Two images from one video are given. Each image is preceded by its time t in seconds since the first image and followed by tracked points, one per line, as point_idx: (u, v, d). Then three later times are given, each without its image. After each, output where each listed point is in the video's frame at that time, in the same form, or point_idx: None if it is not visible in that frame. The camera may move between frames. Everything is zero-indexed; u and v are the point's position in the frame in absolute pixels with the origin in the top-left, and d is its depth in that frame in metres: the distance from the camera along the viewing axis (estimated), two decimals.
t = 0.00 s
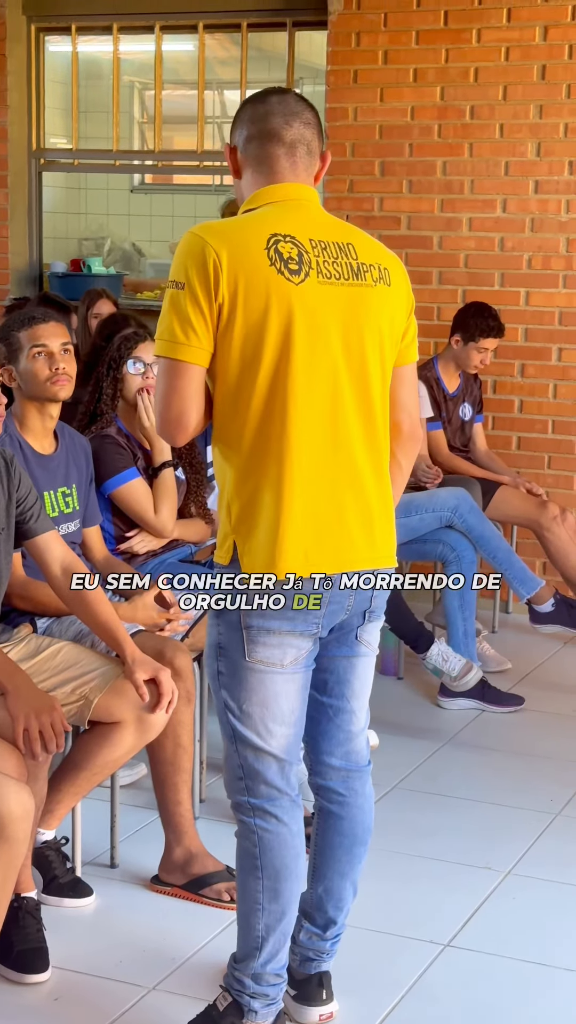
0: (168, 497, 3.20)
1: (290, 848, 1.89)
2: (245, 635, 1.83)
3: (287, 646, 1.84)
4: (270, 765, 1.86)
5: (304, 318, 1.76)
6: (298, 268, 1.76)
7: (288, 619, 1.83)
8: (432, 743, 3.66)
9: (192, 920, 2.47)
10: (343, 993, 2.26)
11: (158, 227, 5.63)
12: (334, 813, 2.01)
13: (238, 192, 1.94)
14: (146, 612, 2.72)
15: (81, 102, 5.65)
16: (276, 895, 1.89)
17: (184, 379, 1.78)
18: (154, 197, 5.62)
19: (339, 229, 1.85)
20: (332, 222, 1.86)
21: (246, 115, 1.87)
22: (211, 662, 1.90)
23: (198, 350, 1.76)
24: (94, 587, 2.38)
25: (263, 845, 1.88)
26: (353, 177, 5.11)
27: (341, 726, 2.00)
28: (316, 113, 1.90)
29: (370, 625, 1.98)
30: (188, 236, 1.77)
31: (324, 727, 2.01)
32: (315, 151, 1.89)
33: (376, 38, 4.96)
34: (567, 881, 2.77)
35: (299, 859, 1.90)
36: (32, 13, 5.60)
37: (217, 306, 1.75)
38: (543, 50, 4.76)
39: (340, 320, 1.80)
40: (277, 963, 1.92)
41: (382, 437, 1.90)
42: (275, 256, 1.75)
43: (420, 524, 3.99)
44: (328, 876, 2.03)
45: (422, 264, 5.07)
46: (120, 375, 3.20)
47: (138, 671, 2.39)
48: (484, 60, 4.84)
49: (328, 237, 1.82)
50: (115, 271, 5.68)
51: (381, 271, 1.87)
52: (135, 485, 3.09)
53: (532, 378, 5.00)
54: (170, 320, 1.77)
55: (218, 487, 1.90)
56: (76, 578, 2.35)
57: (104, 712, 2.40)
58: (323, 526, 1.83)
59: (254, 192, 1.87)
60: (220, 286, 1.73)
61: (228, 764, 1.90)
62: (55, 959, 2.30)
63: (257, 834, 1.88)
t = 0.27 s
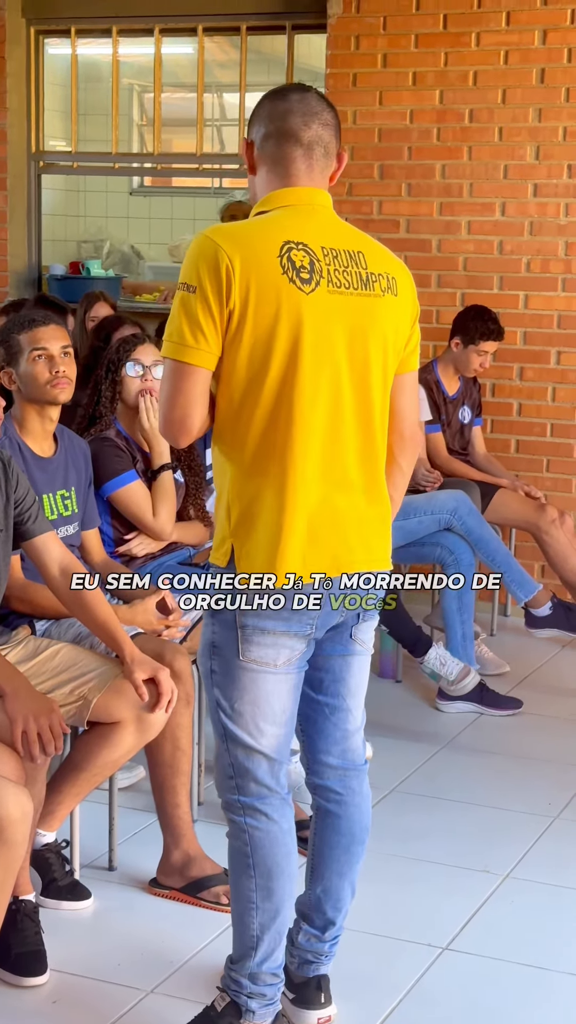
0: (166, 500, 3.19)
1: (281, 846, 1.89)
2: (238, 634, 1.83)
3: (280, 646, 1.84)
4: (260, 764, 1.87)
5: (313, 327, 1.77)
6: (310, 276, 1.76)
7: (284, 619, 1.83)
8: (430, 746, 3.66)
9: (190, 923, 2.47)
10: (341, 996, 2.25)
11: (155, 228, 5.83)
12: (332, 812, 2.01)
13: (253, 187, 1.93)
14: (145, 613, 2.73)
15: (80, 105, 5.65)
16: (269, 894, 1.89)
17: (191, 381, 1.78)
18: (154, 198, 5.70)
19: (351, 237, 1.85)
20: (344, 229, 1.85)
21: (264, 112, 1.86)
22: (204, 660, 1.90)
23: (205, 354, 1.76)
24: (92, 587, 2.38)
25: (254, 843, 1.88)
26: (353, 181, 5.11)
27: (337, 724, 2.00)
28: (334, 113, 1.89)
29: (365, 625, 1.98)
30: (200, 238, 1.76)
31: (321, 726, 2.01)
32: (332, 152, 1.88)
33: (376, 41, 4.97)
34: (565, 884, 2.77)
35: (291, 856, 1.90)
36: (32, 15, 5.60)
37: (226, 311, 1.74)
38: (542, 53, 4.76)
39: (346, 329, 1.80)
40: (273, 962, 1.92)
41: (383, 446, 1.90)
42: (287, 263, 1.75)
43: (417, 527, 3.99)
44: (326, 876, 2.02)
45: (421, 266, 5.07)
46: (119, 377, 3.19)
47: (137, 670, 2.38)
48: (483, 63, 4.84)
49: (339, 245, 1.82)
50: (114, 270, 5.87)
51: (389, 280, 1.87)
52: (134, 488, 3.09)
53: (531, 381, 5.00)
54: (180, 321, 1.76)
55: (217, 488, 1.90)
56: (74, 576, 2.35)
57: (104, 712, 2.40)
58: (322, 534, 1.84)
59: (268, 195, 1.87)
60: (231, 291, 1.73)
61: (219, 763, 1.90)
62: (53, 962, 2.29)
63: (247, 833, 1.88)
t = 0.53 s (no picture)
0: (166, 503, 3.20)
1: (272, 845, 1.88)
2: (228, 635, 1.84)
3: (269, 648, 1.85)
4: (248, 764, 1.87)
5: (314, 336, 1.76)
6: (315, 286, 1.76)
7: (271, 624, 1.84)
8: (429, 749, 3.66)
9: (189, 927, 2.46)
10: (341, 1000, 2.25)
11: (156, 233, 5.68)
12: (330, 814, 2.01)
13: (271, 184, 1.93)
14: (143, 617, 2.70)
15: (79, 108, 5.65)
16: (261, 893, 1.89)
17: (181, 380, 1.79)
18: (152, 201, 5.66)
19: (363, 246, 1.85)
20: (355, 238, 1.85)
21: (287, 112, 1.84)
22: (195, 661, 1.91)
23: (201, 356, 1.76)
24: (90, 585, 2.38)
25: (244, 843, 1.88)
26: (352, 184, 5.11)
27: (334, 726, 1.99)
28: (357, 115, 1.88)
29: (359, 628, 1.98)
30: (206, 241, 1.75)
31: (318, 728, 2.00)
32: (353, 155, 1.87)
33: (375, 45, 4.97)
34: (564, 888, 2.76)
35: (282, 854, 1.90)
36: (31, 18, 5.60)
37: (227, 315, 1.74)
38: (541, 57, 4.77)
39: (348, 338, 1.80)
40: (268, 962, 1.92)
41: (379, 457, 1.90)
42: (293, 271, 1.74)
43: (417, 530, 3.99)
44: (324, 878, 2.02)
45: (420, 270, 5.07)
46: (118, 380, 3.17)
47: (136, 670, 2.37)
48: (482, 67, 4.84)
49: (348, 253, 1.82)
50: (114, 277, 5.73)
51: (401, 290, 1.88)
52: (133, 491, 3.08)
53: (530, 385, 5.01)
54: (173, 321, 1.76)
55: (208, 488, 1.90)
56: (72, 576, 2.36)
57: (103, 714, 2.39)
58: (314, 543, 1.83)
59: (284, 199, 1.86)
60: (233, 297, 1.73)
61: (208, 763, 1.91)
62: (52, 965, 2.29)
63: (236, 833, 1.88)
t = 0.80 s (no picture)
0: (167, 506, 3.19)
1: (274, 852, 1.88)
2: (233, 638, 1.84)
3: (274, 652, 1.84)
4: (251, 768, 1.86)
5: (319, 336, 1.76)
6: (321, 286, 1.76)
7: (276, 627, 1.83)
8: (428, 751, 3.65)
9: (189, 930, 2.46)
10: (341, 1003, 2.24)
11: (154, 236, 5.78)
12: (331, 820, 2.00)
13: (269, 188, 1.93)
14: (142, 619, 2.69)
15: (78, 110, 5.66)
16: (264, 899, 1.88)
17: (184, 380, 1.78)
18: (152, 204, 5.71)
19: (364, 248, 1.85)
20: (356, 239, 1.85)
21: (284, 115, 1.84)
22: (198, 664, 1.90)
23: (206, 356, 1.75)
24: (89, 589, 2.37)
25: (247, 848, 1.88)
26: (352, 186, 5.11)
27: (335, 732, 1.99)
28: (354, 117, 1.88)
29: (362, 632, 1.98)
30: (210, 240, 1.75)
31: (319, 734, 2.00)
32: (351, 157, 1.88)
33: (374, 48, 4.97)
34: (565, 891, 2.76)
35: (285, 860, 1.90)
36: (30, 21, 5.60)
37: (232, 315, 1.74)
38: (541, 60, 4.77)
39: (353, 339, 1.80)
40: (271, 967, 1.91)
41: (379, 456, 1.91)
42: (299, 271, 1.74)
43: (417, 533, 3.99)
44: (325, 883, 2.02)
45: (420, 272, 5.07)
46: (117, 383, 3.16)
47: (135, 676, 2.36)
48: (481, 69, 4.85)
49: (351, 254, 1.82)
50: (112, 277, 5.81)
51: (404, 291, 1.90)
52: (133, 492, 3.08)
53: (529, 387, 5.00)
54: (175, 320, 1.74)
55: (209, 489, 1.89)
56: (70, 579, 2.36)
57: (102, 719, 2.40)
58: (321, 543, 1.83)
59: (283, 200, 1.86)
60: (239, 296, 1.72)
61: (211, 768, 1.90)
62: (52, 968, 2.28)
63: (239, 838, 1.88)
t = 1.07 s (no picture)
0: (167, 508, 3.19)
1: (280, 854, 1.88)
2: (238, 641, 1.83)
3: (279, 654, 1.84)
4: (257, 771, 1.86)
5: (319, 334, 1.76)
6: (318, 284, 1.76)
7: (281, 627, 1.83)
8: (428, 753, 3.65)
9: (188, 931, 2.46)
10: (340, 1005, 2.24)
11: (154, 237, 5.76)
12: (331, 821, 2.00)
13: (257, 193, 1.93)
14: (142, 621, 2.70)
15: (78, 112, 5.66)
16: (269, 902, 1.88)
17: (194, 386, 1.77)
18: (151, 205, 5.69)
19: (357, 245, 1.85)
20: (350, 237, 1.85)
21: (270, 121, 1.84)
22: (202, 667, 1.90)
23: (211, 359, 1.75)
24: (89, 590, 2.37)
25: (252, 852, 1.87)
26: (351, 188, 5.11)
27: (336, 733, 1.99)
28: (339, 119, 1.88)
29: (362, 634, 1.97)
30: (208, 243, 1.75)
31: (319, 736, 2.00)
32: (338, 159, 1.88)
33: (374, 49, 4.97)
34: (565, 893, 2.76)
35: (290, 863, 1.90)
36: (30, 22, 5.60)
37: (233, 315, 1.74)
38: (540, 61, 4.77)
39: (351, 336, 1.80)
40: (275, 969, 1.91)
41: (385, 455, 1.91)
42: (296, 270, 1.75)
43: (416, 534, 4.01)
44: (325, 885, 2.01)
45: (419, 273, 5.07)
46: (117, 384, 3.17)
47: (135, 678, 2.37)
48: (481, 71, 4.85)
49: (346, 251, 1.82)
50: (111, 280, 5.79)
51: (395, 287, 1.88)
52: (132, 494, 3.08)
53: (528, 388, 5.01)
54: (182, 325, 1.75)
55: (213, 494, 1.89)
56: (70, 580, 2.36)
57: (101, 720, 2.39)
58: (325, 542, 1.83)
59: (274, 201, 1.86)
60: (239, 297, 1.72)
61: (216, 771, 1.90)
62: (51, 970, 2.28)
63: (245, 841, 1.87)
